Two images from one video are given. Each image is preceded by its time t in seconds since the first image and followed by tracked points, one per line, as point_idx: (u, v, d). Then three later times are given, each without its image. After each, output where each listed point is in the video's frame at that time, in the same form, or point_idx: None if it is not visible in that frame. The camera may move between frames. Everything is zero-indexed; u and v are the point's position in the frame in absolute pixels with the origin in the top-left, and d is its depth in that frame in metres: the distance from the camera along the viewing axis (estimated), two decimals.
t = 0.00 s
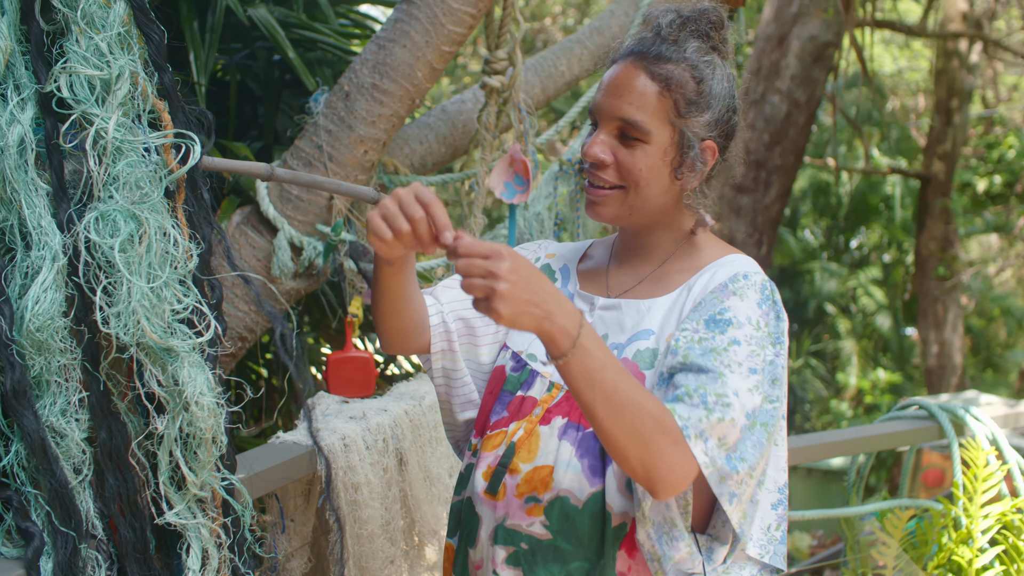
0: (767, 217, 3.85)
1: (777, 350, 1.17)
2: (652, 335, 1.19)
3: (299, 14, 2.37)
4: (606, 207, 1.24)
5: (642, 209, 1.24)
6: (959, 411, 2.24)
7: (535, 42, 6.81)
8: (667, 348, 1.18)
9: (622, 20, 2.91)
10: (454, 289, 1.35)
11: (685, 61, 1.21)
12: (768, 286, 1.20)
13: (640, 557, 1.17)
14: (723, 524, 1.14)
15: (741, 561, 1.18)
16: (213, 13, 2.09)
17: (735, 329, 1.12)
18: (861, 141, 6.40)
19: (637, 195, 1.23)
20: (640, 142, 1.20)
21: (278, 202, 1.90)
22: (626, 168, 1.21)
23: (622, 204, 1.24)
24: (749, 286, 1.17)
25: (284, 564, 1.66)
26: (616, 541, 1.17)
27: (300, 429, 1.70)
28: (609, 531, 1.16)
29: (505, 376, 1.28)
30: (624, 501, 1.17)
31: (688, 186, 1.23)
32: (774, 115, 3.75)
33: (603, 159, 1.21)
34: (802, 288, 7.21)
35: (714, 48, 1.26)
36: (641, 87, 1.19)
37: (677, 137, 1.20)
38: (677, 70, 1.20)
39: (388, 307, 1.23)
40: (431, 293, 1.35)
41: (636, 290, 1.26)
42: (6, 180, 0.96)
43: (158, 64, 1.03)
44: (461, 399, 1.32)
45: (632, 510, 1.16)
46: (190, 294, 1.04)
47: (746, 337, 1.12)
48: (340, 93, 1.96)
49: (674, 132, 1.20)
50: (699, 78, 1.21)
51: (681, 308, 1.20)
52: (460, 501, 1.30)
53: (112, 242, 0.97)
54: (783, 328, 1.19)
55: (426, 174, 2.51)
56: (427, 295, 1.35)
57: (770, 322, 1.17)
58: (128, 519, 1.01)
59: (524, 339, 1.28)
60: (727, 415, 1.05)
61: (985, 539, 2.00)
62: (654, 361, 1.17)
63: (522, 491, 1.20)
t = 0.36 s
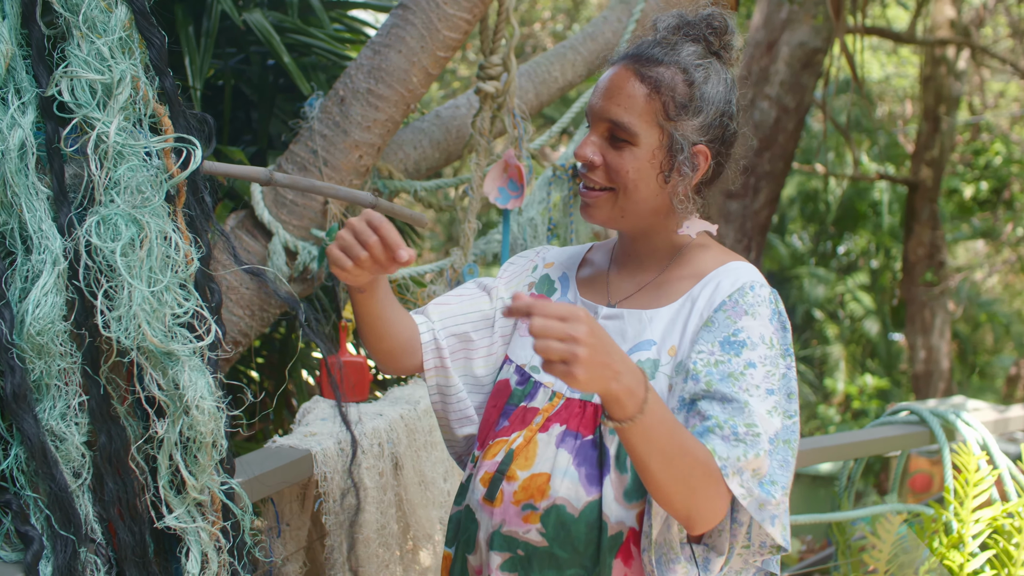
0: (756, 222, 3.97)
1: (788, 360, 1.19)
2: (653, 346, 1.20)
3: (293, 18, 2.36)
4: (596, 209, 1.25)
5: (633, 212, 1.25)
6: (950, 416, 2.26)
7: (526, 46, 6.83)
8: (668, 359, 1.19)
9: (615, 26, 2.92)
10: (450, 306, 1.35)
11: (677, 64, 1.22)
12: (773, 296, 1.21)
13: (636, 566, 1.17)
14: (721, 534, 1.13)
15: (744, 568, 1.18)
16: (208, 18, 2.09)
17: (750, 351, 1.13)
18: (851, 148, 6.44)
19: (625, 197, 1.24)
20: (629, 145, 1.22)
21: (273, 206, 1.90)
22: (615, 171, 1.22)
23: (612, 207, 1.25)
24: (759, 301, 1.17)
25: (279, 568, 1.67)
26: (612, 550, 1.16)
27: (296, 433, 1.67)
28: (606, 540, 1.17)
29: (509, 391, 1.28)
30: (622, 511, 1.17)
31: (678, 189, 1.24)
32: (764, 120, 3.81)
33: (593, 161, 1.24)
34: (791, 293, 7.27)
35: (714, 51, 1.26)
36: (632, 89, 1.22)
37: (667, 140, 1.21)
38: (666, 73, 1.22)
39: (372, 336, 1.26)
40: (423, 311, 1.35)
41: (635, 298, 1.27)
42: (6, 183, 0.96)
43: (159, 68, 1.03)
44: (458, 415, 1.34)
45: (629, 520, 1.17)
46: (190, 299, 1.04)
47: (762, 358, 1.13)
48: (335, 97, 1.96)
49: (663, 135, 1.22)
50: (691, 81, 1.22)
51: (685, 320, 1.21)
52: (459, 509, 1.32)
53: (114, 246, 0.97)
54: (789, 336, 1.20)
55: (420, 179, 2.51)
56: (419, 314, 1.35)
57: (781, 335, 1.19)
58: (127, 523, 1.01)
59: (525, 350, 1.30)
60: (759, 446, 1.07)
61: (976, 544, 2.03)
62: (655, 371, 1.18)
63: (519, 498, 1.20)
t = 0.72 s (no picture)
0: (750, 226, 4.04)
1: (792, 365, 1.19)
2: (652, 352, 1.21)
3: (291, 21, 2.35)
4: (596, 208, 1.26)
5: (633, 213, 1.25)
6: (945, 419, 2.26)
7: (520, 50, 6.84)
8: (667, 366, 1.20)
9: (611, 30, 2.94)
10: (449, 318, 1.38)
11: (683, 67, 1.23)
12: (774, 304, 1.21)
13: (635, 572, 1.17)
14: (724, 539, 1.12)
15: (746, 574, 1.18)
16: (206, 20, 2.09)
17: (754, 363, 1.14)
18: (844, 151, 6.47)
19: (625, 198, 1.24)
20: (631, 145, 1.22)
21: (271, 209, 1.90)
22: (617, 171, 1.23)
23: (613, 208, 1.25)
24: (761, 310, 1.18)
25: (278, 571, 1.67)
26: (612, 556, 1.17)
27: (295, 436, 1.68)
28: (605, 545, 1.17)
29: (515, 400, 1.31)
30: (620, 517, 1.18)
31: (679, 192, 1.24)
32: (757, 125, 3.85)
33: (595, 160, 1.24)
34: (785, 296, 7.30)
35: (719, 55, 1.27)
36: (636, 91, 1.22)
37: (669, 142, 1.22)
38: (671, 76, 1.22)
39: (358, 350, 1.31)
40: (423, 326, 1.38)
41: (637, 301, 1.27)
42: (9, 186, 0.96)
43: (162, 72, 1.04)
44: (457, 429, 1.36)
45: (628, 526, 1.17)
46: (194, 301, 1.04)
47: (766, 369, 1.14)
48: (333, 101, 1.96)
49: (666, 137, 1.22)
50: (695, 84, 1.23)
51: (684, 327, 1.21)
52: (461, 516, 1.32)
53: (117, 249, 0.98)
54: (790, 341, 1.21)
55: (418, 182, 2.51)
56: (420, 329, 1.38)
57: (786, 343, 1.19)
58: (130, 525, 1.02)
59: (530, 359, 1.31)
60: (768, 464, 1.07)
61: (971, 546, 2.05)
62: (653, 378, 1.19)
63: (519, 503, 1.21)
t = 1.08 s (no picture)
0: (752, 228, 4.05)
1: (722, 349, 1.09)
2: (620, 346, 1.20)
3: (296, 22, 2.35)
4: (599, 206, 1.26)
5: (636, 213, 1.26)
6: (947, 422, 2.26)
7: (523, 52, 6.84)
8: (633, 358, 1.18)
9: (615, 33, 2.95)
10: (469, 319, 1.44)
11: (697, 70, 1.23)
12: (731, 297, 1.13)
13: (608, 565, 1.18)
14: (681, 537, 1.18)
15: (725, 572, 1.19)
16: (212, 20, 2.10)
17: (659, 319, 1.07)
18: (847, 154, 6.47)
19: (631, 199, 1.24)
20: (640, 147, 1.22)
21: (275, 209, 1.91)
22: (625, 173, 1.23)
23: (617, 207, 1.26)
24: (692, 290, 1.12)
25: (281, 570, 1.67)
26: (585, 548, 1.19)
27: (299, 435, 1.69)
28: (578, 538, 1.19)
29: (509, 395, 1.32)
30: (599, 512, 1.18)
31: (687, 196, 1.25)
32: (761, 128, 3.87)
33: (602, 159, 1.24)
34: (787, 299, 7.31)
35: (733, 61, 1.28)
36: (649, 92, 1.22)
37: (678, 146, 1.22)
38: (685, 79, 1.22)
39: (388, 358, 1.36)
40: (444, 326, 1.44)
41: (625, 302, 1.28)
42: (16, 185, 0.97)
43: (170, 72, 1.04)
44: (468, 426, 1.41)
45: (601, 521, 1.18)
46: (199, 300, 1.05)
47: (669, 328, 1.06)
48: (338, 101, 1.97)
49: (676, 141, 1.22)
50: (708, 89, 1.23)
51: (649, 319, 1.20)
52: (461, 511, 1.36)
53: (124, 248, 0.98)
54: (732, 331, 1.11)
55: (422, 183, 2.52)
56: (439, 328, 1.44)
57: (711, 319, 1.10)
58: (135, 523, 1.03)
59: (531, 358, 1.33)
60: (602, 399, 0.99)
61: (973, 550, 2.05)
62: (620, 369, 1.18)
63: (500, 497, 1.25)
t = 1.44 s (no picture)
0: (769, 227, 4.02)
1: (684, 338, 1.15)
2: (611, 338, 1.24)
3: (311, 21, 2.35)
4: (595, 197, 1.29)
5: (632, 208, 1.28)
6: (962, 421, 2.24)
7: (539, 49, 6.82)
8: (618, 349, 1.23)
9: (629, 31, 2.93)
10: (480, 315, 1.50)
11: (707, 71, 1.23)
12: (705, 287, 1.19)
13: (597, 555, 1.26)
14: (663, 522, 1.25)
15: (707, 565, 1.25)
16: (226, 19, 2.10)
17: (622, 300, 1.14)
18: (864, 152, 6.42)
19: (626, 193, 1.26)
20: (639, 141, 1.23)
21: (289, 207, 1.90)
22: (622, 166, 1.24)
23: (612, 198, 1.28)
24: (663, 275, 1.18)
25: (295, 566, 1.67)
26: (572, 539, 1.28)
27: (312, 433, 1.69)
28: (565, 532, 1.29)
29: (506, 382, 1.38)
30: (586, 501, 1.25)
31: (684, 197, 1.25)
32: (776, 126, 3.85)
33: (602, 150, 1.25)
34: (802, 297, 7.33)
35: (746, 62, 1.28)
36: (655, 88, 1.22)
37: (679, 145, 1.23)
38: (694, 79, 1.22)
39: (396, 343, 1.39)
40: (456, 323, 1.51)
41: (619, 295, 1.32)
42: (30, 182, 0.97)
43: (183, 71, 1.05)
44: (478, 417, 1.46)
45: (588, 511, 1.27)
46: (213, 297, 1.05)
47: (629, 308, 1.13)
48: (352, 99, 1.96)
49: (677, 139, 1.23)
50: (716, 90, 1.23)
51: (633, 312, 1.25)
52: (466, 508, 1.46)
53: (140, 246, 0.98)
54: (699, 322, 1.17)
55: (436, 181, 2.52)
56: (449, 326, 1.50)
57: (677, 308, 1.15)
58: (147, 519, 1.04)
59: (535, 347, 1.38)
60: (544, 370, 1.08)
61: (988, 549, 2.01)
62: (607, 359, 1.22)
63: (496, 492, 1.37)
